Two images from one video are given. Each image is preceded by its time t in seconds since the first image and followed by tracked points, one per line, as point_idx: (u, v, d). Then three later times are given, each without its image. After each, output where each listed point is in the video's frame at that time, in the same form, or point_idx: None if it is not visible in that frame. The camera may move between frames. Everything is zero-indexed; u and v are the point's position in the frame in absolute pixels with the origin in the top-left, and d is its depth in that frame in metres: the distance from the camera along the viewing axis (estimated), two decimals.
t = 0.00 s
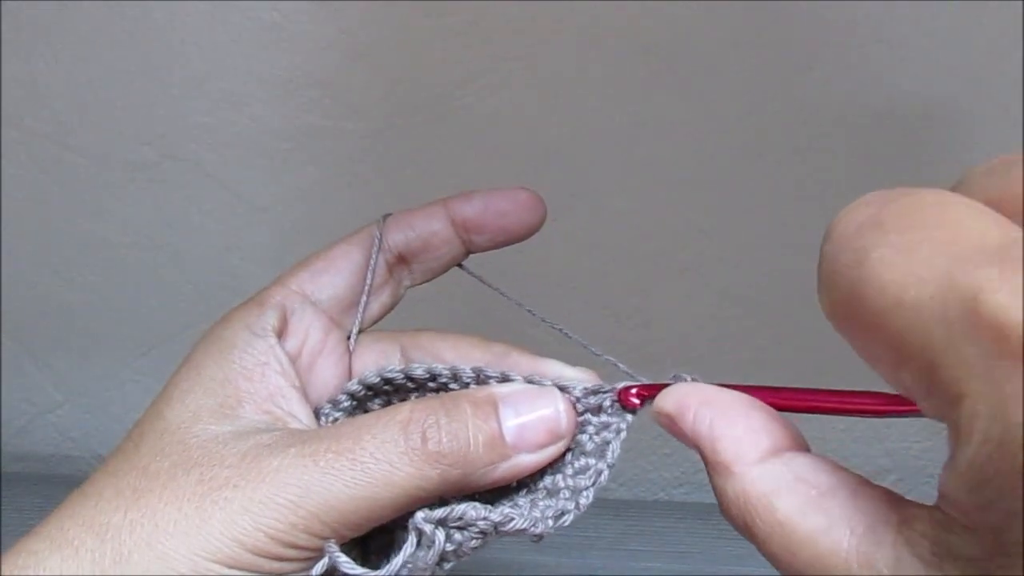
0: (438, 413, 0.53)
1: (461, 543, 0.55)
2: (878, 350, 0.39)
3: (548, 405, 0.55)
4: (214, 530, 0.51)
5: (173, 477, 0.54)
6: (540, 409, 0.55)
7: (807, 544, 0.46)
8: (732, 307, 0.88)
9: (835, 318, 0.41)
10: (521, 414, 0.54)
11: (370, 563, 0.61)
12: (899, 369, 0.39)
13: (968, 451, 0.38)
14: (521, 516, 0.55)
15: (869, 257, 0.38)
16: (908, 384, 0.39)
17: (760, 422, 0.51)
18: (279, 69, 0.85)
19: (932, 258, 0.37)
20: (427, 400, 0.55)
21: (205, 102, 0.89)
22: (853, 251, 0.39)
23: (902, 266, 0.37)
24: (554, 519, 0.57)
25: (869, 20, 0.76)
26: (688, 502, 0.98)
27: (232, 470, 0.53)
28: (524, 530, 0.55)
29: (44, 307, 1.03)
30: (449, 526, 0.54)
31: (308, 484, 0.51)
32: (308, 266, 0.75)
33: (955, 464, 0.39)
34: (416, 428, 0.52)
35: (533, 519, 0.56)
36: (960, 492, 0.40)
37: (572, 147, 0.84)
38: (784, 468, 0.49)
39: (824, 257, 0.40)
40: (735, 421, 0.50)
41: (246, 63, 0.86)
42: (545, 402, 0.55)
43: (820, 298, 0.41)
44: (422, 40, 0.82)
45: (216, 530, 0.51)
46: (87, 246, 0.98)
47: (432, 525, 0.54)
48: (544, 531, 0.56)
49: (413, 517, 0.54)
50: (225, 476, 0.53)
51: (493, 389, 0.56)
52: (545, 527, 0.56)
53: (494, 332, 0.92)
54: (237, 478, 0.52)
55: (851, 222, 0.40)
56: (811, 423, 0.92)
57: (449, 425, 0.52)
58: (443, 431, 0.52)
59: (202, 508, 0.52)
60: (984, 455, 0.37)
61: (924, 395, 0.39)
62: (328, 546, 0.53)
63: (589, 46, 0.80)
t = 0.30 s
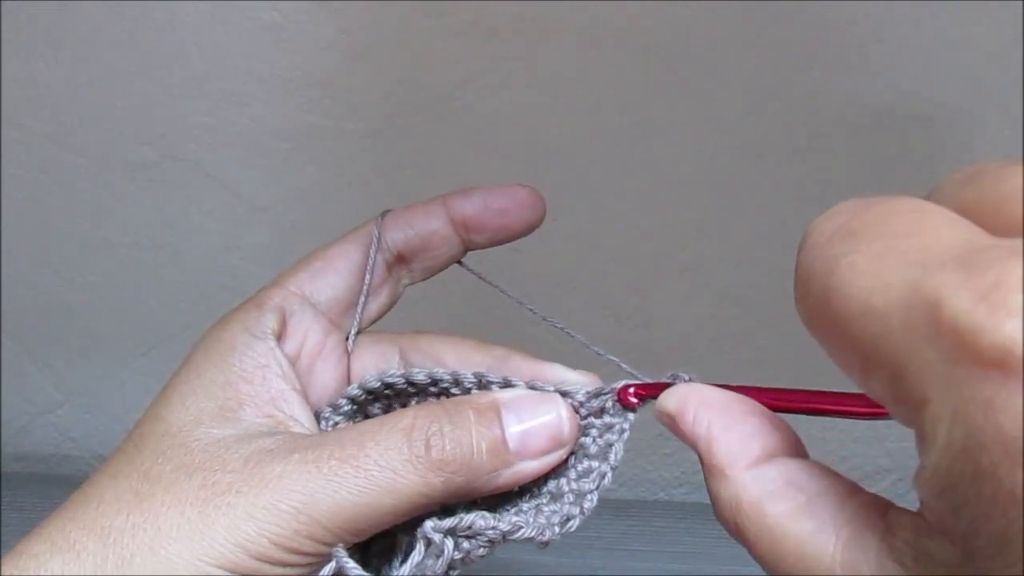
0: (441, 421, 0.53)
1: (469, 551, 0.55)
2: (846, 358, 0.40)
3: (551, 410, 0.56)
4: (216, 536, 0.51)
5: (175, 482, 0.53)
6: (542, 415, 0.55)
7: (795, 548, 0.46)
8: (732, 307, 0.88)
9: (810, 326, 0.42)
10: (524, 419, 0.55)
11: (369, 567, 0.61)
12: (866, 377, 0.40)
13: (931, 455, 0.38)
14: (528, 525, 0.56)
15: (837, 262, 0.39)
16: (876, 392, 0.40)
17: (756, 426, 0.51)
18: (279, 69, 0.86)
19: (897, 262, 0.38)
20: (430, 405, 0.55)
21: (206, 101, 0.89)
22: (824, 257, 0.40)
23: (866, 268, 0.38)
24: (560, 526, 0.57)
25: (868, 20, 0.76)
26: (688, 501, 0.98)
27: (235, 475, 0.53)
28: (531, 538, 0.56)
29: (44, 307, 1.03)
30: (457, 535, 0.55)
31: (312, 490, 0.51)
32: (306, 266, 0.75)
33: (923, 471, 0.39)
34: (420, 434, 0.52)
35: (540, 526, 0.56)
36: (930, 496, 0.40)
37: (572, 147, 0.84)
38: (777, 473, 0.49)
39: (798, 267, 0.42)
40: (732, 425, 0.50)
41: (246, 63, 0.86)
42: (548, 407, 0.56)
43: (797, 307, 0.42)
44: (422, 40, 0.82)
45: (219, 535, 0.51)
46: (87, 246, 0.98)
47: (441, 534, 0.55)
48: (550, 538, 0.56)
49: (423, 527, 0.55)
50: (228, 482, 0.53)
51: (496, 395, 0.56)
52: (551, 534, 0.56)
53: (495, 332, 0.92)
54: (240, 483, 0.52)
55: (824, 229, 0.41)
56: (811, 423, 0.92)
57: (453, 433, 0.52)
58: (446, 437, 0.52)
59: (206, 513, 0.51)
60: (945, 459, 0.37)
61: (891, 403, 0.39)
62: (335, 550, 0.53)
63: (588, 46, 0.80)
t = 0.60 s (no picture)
0: (445, 428, 0.53)
1: (475, 558, 0.55)
2: (838, 360, 0.40)
3: (554, 418, 0.56)
4: (220, 542, 0.51)
5: (178, 488, 0.53)
6: (546, 423, 0.56)
7: (797, 550, 0.46)
8: (732, 308, 0.88)
9: (802, 329, 0.42)
10: (528, 426, 0.55)
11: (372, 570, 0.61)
12: (859, 379, 0.40)
13: (924, 454, 0.38)
14: (533, 531, 0.56)
15: (824, 266, 0.39)
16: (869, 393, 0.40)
17: (760, 429, 0.50)
18: (278, 69, 0.85)
19: (881, 265, 0.38)
20: (434, 411, 0.55)
21: (205, 101, 0.89)
22: (812, 262, 0.40)
23: (853, 271, 0.38)
24: (564, 531, 0.58)
25: (869, 20, 0.76)
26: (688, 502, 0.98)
27: (238, 482, 0.53)
28: (537, 545, 0.56)
29: (43, 306, 1.03)
30: (463, 542, 0.55)
31: (315, 498, 0.51)
32: (306, 268, 0.75)
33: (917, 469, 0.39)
34: (424, 440, 0.53)
35: (546, 533, 0.56)
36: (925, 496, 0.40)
37: (572, 147, 0.84)
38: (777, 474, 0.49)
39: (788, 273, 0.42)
40: (738, 428, 0.50)
41: (246, 63, 0.86)
42: (553, 414, 0.56)
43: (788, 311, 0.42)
44: (421, 41, 0.82)
45: (222, 542, 0.51)
46: (86, 246, 0.98)
47: (447, 541, 0.54)
48: (556, 545, 0.57)
49: (429, 533, 0.54)
50: (231, 488, 0.53)
51: (499, 402, 0.56)
52: (557, 541, 0.57)
53: (495, 332, 0.92)
54: (244, 490, 0.52)
55: (811, 235, 0.41)
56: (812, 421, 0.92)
57: (456, 440, 0.53)
58: (450, 445, 0.52)
59: (209, 520, 0.51)
60: (935, 458, 0.37)
61: (884, 404, 0.40)
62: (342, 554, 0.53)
63: (588, 46, 0.80)
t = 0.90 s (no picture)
0: (450, 429, 0.53)
1: (480, 556, 0.55)
2: (822, 368, 0.40)
3: (562, 419, 0.56)
4: (223, 543, 0.51)
5: (182, 488, 0.53)
6: (552, 423, 0.55)
7: (783, 556, 0.46)
8: (732, 307, 0.88)
9: (787, 336, 0.41)
10: (533, 426, 0.55)
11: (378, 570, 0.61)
12: (842, 386, 0.39)
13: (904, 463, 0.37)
14: (540, 529, 0.56)
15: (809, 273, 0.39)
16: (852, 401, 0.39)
17: (759, 437, 0.50)
18: (278, 70, 0.85)
19: (864, 272, 0.37)
20: (440, 412, 0.55)
21: (205, 102, 0.88)
22: (797, 268, 0.40)
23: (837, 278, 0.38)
24: (572, 530, 0.57)
25: (869, 20, 0.76)
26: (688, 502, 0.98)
27: (241, 483, 0.53)
28: (544, 543, 0.56)
29: (43, 306, 1.03)
30: (468, 539, 0.55)
31: (321, 499, 0.51)
32: (313, 268, 0.75)
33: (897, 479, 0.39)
34: (428, 440, 0.53)
35: (552, 531, 0.56)
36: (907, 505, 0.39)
37: (572, 146, 0.84)
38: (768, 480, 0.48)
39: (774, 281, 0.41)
40: (737, 433, 0.50)
41: (246, 63, 0.86)
42: (559, 415, 0.56)
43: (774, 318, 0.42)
44: (421, 42, 0.82)
45: (226, 543, 0.51)
46: (86, 246, 0.98)
47: (452, 538, 0.54)
48: (563, 542, 0.56)
49: (434, 531, 0.54)
50: (235, 490, 0.53)
51: (503, 402, 0.56)
52: (564, 539, 0.57)
53: (495, 331, 0.92)
54: (248, 490, 0.52)
55: (797, 242, 0.41)
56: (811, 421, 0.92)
57: (460, 441, 0.53)
58: (454, 445, 0.52)
59: (213, 521, 0.51)
60: (914, 466, 0.37)
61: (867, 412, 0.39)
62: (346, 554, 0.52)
63: (589, 47, 0.80)
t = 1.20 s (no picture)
0: (443, 420, 0.53)
1: (476, 548, 0.55)
2: (825, 361, 0.40)
3: (554, 411, 0.56)
4: (218, 538, 0.51)
5: (177, 483, 0.53)
6: (544, 416, 0.55)
7: (785, 553, 0.46)
8: (731, 307, 0.88)
9: (789, 329, 0.41)
10: (526, 419, 0.55)
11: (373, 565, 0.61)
12: (847, 380, 0.39)
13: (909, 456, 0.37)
14: (535, 521, 0.56)
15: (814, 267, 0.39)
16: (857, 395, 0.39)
17: (758, 429, 0.50)
18: (278, 70, 0.85)
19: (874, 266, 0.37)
20: (433, 405, 0.55)
21: (205, 102, 0.88)
22: (801, 262, 0.40)
23: (845, 272, 0.38)
24: (567, 522, 0.57)
25: (869, 20, 0.76)
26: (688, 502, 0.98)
27: (235, 477, 0.53)
28: (539, 535, 0.56)
29: (43, 307, 1.03)
30: (464, 531, 0.55)
31: (314, 491, 0.51)
32: (312, 269, 0.75)
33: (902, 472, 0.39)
34: (421, 432, 0.52)
35: (547, 523, 0.56)
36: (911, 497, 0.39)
37: (572, 146, 0.84)
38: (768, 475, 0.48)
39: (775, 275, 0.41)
40: (736, 426, 0.50)
41: (246, 64, 0.86)
42: (551, 408, 0.56)
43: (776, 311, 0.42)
44: (421, 42, 0.82)
45: (220, 537, 0.51)
46: (86, 246, 0.98)
47: (447, 530, 0.54)
48: (558, 535, 0.57)
49: (429, 522, 0.54)
50: (229, 484, 0.53)
51: (498, 395, 0.56)
52: (559, 531, 0.57)
53: (495, 330, 0.92)
54: (242, 484, 0.52)
55: (800, 235, 0.41)
56: (812, 421, 0.92)
57: (454, 432, 0.53)
58: (448, 435, 0.52)
59: (207, 515, 0.51)
60: (920, 459, 0.37)
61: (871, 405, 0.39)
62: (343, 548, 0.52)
63: (588, 47, 0.80)
